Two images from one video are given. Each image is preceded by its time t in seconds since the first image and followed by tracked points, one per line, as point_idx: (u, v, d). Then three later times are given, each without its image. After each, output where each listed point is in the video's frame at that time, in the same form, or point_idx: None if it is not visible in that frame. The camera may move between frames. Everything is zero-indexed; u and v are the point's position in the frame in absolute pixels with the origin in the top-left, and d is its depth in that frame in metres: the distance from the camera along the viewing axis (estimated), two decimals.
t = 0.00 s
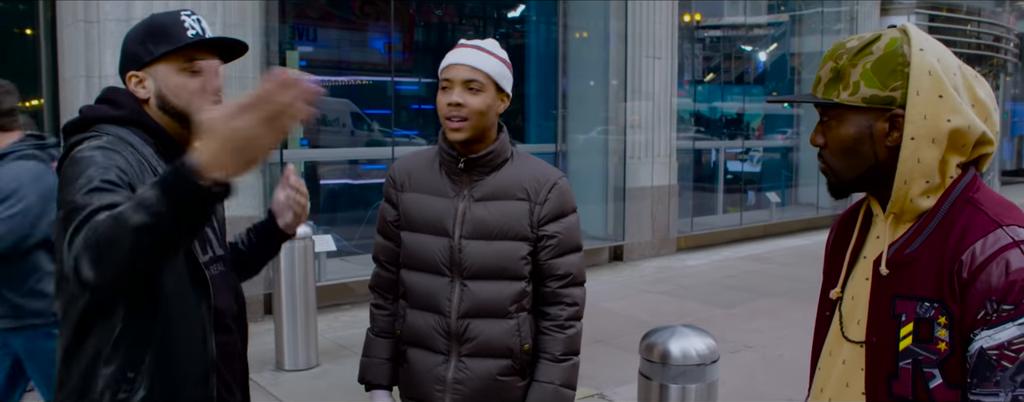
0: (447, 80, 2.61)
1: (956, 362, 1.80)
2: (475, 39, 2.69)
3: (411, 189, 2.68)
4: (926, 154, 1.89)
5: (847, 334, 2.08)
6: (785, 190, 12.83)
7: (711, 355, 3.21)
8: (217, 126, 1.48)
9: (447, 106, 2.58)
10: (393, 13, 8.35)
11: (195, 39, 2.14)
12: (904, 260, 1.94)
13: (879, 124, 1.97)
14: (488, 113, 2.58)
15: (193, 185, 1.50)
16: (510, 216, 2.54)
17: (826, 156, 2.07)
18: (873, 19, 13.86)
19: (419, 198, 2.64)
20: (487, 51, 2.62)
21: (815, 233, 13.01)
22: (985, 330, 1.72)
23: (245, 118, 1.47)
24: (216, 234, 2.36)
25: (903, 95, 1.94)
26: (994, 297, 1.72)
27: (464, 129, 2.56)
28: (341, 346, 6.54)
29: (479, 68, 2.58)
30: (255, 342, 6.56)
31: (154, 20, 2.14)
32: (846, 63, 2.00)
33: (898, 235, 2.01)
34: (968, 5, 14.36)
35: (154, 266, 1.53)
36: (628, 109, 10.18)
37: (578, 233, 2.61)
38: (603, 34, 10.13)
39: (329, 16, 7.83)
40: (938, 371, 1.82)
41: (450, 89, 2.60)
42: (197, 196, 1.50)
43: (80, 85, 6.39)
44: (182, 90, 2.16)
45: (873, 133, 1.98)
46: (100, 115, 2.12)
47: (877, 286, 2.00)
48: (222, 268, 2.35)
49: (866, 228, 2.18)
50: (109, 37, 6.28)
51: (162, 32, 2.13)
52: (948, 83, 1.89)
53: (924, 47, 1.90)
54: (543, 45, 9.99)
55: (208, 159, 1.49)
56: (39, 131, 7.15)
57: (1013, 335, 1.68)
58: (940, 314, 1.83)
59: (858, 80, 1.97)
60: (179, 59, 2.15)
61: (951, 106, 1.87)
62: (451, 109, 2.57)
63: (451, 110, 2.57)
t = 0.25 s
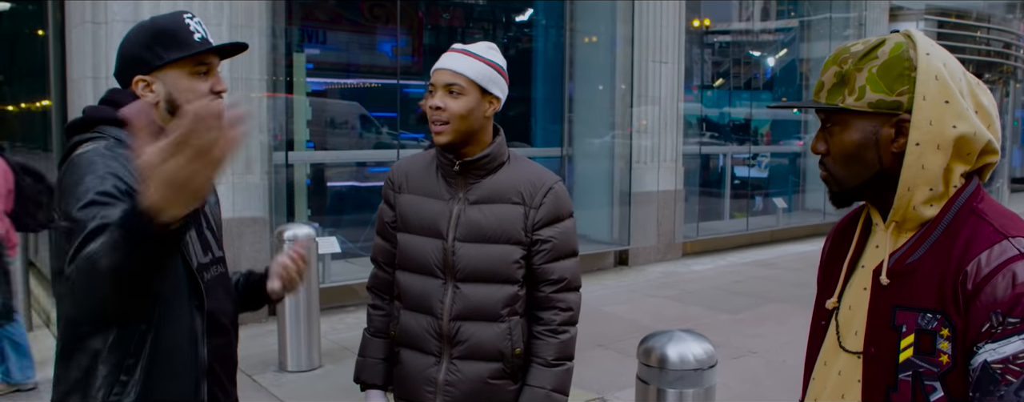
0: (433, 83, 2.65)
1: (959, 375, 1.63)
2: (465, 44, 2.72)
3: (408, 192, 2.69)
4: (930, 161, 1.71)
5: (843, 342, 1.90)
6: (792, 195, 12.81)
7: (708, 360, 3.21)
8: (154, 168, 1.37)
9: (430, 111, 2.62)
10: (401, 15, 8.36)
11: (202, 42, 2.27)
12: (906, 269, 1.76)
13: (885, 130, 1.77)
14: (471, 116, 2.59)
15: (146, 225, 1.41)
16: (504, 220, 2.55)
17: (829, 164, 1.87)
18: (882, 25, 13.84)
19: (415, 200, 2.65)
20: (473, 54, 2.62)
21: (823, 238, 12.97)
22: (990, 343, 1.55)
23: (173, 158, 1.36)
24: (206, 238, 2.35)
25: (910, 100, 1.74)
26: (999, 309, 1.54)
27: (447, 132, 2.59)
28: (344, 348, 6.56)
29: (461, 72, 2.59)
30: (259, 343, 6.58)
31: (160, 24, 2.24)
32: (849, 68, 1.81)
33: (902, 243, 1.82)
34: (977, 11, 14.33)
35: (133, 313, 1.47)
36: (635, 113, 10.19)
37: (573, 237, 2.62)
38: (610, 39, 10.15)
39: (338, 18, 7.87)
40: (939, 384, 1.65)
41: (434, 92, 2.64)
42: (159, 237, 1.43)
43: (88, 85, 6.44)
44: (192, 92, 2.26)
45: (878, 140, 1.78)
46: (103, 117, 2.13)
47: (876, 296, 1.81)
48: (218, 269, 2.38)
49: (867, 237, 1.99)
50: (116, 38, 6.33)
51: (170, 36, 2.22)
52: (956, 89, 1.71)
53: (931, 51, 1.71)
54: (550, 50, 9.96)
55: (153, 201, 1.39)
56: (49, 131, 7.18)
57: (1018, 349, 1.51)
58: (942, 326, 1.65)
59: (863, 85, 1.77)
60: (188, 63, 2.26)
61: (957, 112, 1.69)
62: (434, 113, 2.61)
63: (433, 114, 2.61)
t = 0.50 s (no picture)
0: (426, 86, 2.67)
1: (951, 381, 1.62)
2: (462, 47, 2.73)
3: (404, 193, 2.70)
4: (924, 163, 1.70)
5: (835, 347, 1.89)
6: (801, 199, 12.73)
7: (707, 363, 3.21)
8: None
9: (424, 114, 2.62)
10: (409, 18, 8.38)
11: (217, 50, 2.29)
12: (900, 274, 1.75)
13: (880, 132, 1.77)
14: (464, 118, 2.60)
15: None
16: (499, 223, 2.55)
17: (824, 166, 1.87)
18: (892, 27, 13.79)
19: (411, 202, 2.66)
20: (466, 57, 2.64)
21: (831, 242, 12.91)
22: (982, 349, 1.54)
23: None
24: (207, 240, 2.38)
25: (905, 102, 1.74)
26: (993, 315, 1.53)
27: (442, 135, 2.60)
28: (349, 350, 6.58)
29: (453, 74, 2.60)
30: (264, 344, 6.61)
31: (178, 28, 2.24)
32: (845, 69, 1.80)
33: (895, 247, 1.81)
34: (988, 14, 14.26)
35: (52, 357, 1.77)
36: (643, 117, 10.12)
37: (568, 240, 2.62)
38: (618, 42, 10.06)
39: (348, 21, 7.94)
40: (932, 389, 1.64)
41: (428, 95, 2.65)
42: None
43: (95, 88, 6.48)
44: (202, 99, 2.28)
45: (872, 142, 1.78)
46: (109, 123, 2.20)
47: (869, 300, 1.81)
48: (219, 271, 2.40)
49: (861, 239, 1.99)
50: (124, 41, 6.36)
51: (188, 41, 2.24)
52: (951, 90, 1.70)
53: (925, 53, 1.71)
54: (557, 52, 10.08)
55: None
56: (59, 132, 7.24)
57: (1012, 355, 1.50)
58: (935, 331, 1.64)
59: (857, 86, 1.77)
60: (203, 70, 2.28)
61: (952, 114, 1.69)
62: (429, 117, 2.62)
63: (428, 116, 2.61)
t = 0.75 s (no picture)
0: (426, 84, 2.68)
1: (939, 380, 1.61)
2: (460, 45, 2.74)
3: (403, 191, 2.72)
4: (914, 162, 1.70)
5: (827, 345, 1.89)
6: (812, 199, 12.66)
7: (708, 362, 3.20)
8: None
9: (424, 112, 2.64)
10: (419, 17, 8.40)
11: (214, 51, 2.32)
12: (891, 273, 1.75)
13: (870, 131, 1.76)
14: (463, 115, 2.62)
15: None
16: (497, 220, 2.56)
17: (818, 166, 1.86)
18: (904, 26, 13.72)
19: (410, 200, 2.68)
20: (465, 55, 2.66)
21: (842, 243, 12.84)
22: (969, 348, 1.53)
23: None
24: (199, 240, 2.41)
25: (895, 101, 1.74)
26: (980, 314, 1.53)
27: (442, 133, 2.61)
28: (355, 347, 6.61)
29: (452, 71, 2.62)
30: (271, 342, 6.65)
31: (178, 27, 2.26)
32: (835, 69, 1.80)
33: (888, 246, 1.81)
34: (1002, 12, 14.16)
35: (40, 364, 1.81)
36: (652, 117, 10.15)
37: (567, 238, 2.63)
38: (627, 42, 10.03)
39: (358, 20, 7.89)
40: (919, 388, 1.64)
41: (428, 93, 2.66)
42: None
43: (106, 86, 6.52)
44: (198, 99, 2.30)
45: (863, 142, 1.77)
46: (98, 126, 2.20)
47: (861, 299, 1.81)
48: (212, 271, 2.45)
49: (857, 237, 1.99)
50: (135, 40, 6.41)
51: (185, 41, 2.27)
52: (941, 89, 1.70)
53: (915, 51, 1.71)
54: (568, 51, 9.97)
55: None
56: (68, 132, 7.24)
57: (999, 355, 1.48)
58: (923, 330, 1.64)
59: (847, 86, 1.77)
60: (200, 71, 2.30)
61: (942, 112, 1.68)
62: (429, 114, 2.63)
63: (428, 114, 2.63)
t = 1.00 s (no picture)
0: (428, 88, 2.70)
1: (932, 384, 1.62)
2: (460, 50, 2.76)
3: (403, 195, 2.73)
4: (908, 165, 1.70)
5: (822, 348, 1.90)
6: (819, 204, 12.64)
7: (710, 366, 3.21)
8: None
9: (426, 116, 2.66)
10: (426, 20, 8.39)
11: (215, 59, 2.35)
12: (885, 277, 1.75)
13: (864, 135, 1.77)
14: (465, 119, 2.63)
15: None
16: (496, 224, 2.58)
17: (812, 171, 1.87)
18: (911, 30, 13.67)
19: (410, 204, 2.69)
20: (467, 60, 2.68)
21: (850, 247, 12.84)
22: (961, 352, 1.54)
23: None
24: (198, 245, 2.42)
25: (888, 104, 1.74)
26: (972, 318, 1.53)
27: (444, 136, 2.63)
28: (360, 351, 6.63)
29: (454, 76, 2.64)
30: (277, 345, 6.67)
31: (177, 34, 2.30)
32: (827, 73, 1.81)
33: (883, 249, 1.82)
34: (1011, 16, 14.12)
35: None
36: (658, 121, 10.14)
37: (567, 241, 2.64)
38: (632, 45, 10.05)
39: (366, 25, 7.98)
40: (912, 391, 1.64)
41: (429, 97, 2.68)
42: None
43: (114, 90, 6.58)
44: (198, 106, 2.33)
45: (857, 146, 1.78)
46: (93, 131, 2.22)
47: (856, 302, 1.81)
48: (212, 276, 2.46)
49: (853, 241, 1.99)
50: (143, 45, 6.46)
51: (185, 47, 2.30)
52: (934, 92, 1.70)
53: (907, 54, 1.71)
54: (574, 55, 9.99)
55: None
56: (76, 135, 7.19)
57: (990, 359, 1.50)
58: (916, 333, 1.65)
59: (840, 90, 1.78)
60: (200, 78, 2.33)
61: (935, 115, 1.68)
62: (431, 118, 2.65)
63: (430, 118, 2.65)
